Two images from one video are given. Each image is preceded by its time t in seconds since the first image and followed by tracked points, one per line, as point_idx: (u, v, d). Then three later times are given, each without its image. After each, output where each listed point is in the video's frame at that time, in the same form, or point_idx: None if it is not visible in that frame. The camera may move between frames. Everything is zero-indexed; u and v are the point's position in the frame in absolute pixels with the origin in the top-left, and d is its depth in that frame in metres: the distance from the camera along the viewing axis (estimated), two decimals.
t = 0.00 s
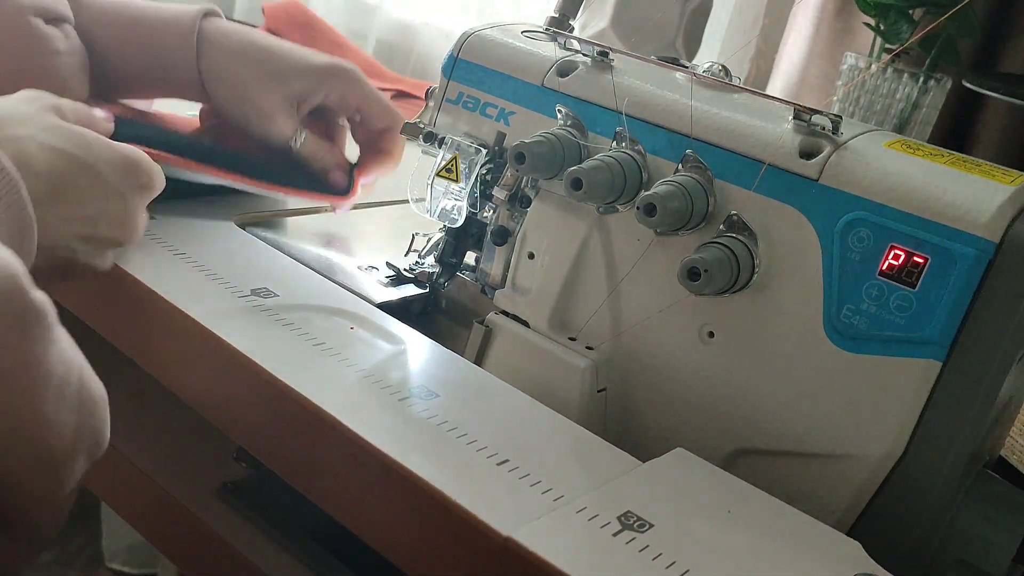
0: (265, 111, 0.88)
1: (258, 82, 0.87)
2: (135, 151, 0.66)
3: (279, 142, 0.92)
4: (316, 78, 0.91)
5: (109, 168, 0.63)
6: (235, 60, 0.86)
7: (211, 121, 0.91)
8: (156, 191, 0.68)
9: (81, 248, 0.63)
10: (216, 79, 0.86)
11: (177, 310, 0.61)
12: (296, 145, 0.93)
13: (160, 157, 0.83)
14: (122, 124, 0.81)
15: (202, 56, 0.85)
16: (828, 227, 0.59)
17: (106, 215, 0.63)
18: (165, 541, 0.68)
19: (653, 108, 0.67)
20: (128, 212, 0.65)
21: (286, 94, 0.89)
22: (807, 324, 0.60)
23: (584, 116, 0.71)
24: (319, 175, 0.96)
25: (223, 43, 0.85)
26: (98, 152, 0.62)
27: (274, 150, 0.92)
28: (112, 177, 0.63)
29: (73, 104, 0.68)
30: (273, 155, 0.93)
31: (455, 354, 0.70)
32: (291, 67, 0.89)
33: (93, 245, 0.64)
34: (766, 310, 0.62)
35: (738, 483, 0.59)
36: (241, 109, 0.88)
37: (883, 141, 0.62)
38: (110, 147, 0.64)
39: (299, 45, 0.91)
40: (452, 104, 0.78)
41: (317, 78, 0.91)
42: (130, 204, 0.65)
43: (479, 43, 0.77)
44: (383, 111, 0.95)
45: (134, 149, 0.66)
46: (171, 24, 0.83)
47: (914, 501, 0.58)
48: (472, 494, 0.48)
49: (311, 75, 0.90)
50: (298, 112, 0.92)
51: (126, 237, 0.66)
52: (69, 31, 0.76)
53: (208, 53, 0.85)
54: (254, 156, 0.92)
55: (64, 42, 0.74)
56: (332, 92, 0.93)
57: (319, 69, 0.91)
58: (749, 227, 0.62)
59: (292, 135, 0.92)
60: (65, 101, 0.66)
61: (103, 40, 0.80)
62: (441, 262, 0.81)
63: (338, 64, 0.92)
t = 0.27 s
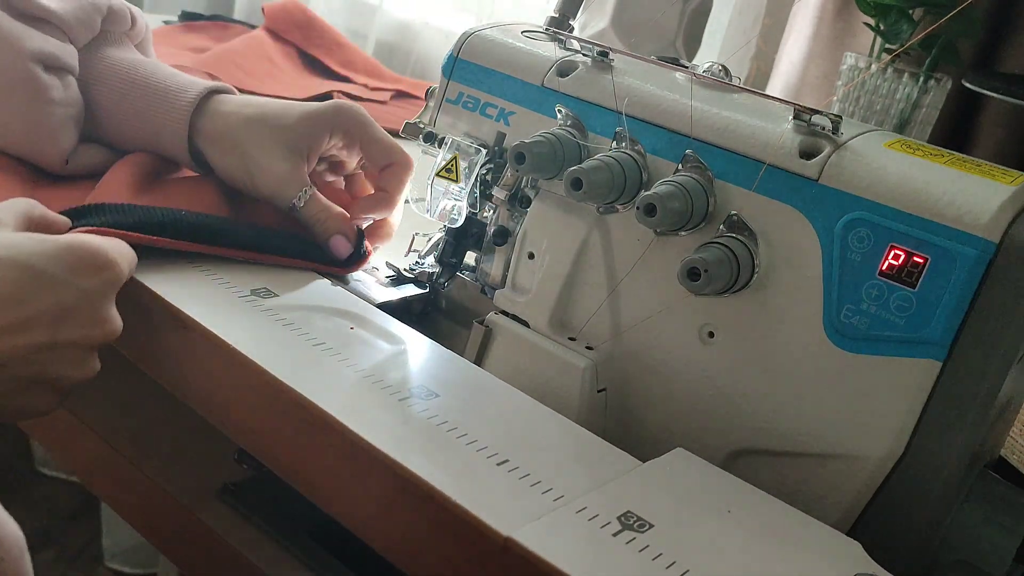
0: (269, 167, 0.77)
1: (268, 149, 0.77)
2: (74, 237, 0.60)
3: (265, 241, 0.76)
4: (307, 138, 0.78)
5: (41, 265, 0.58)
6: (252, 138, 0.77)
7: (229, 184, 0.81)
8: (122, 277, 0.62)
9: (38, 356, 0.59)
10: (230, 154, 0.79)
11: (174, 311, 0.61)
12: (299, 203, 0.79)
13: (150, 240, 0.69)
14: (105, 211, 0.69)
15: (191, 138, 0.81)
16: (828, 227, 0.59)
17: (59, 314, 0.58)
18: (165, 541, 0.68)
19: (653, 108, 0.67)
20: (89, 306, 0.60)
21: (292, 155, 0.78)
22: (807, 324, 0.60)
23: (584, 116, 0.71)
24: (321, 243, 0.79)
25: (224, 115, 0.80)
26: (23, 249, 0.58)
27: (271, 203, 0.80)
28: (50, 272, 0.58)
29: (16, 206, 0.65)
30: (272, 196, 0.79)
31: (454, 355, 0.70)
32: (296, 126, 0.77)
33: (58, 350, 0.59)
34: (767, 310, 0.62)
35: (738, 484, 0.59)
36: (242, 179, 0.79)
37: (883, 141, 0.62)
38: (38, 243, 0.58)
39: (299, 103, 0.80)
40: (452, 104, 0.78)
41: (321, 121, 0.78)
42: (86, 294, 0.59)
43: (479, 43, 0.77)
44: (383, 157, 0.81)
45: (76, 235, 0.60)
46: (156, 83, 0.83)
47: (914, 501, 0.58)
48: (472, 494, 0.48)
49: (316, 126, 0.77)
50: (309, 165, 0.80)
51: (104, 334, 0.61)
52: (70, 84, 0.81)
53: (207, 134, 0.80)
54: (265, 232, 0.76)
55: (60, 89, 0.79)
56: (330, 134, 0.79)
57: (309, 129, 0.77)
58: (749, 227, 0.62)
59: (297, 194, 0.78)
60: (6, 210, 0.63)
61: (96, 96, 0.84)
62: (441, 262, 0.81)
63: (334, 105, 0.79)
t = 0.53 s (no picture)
0: (232, 180, 0.76)
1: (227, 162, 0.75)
2: (68, 253, 0.58)
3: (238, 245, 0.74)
4: (260, 147, 0.75)
5: (38, 283, 0.55)
6: (206, 154, 0.75)
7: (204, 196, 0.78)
8: (120, 290, 0.60)
9: (35, 373, 0.57)
10: (193, 177, 0.77)
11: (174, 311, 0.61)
12: (279, 213, 0.78)
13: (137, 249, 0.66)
14: (98, 220, 0.68)
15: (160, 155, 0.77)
16: (828, 227, 0.59)
17: (57, 331, 0.56)
18: (165, 542, 0.68)
19: (653, 108, 0.67)
20: (87, 322, 0.58)
21: (250, 164, 0.76)
22: (807, 324, 0.60)
23: (584, 116, 0.71)
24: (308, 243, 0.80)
25: (189, 119, 0.76)
26: (20, 267, 0.55)
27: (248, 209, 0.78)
28: (48, 289, 0.56)
29: (7, 216, 0.61)
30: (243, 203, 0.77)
31: (454, 355, 0.70)
32: (248, 137, 0.74)
33: (56, 366, 0.58)
34: (767, 310, 0.62)
35: (738, 484, 0.59)
36: (215, 193, 0.77)
37: (883, 141, 0.63)
38: (34, 261, 0.56)
39: (246, 95, 0.76)
40: (452, 104, 0.78)
41: (269, 124, 0.74)
42: (85, 310, 0.58)
43: (479, 43, 0.77)
44: (334, 170, 0.76)
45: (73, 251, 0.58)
46: (124, 95, 0.78)
47: (913, 501, 0.58)
48: (472, 494, 0.48)
49: (264, 134, 0.74)
50: (272, 172, 0.78)
51: (103, 349, 0.60)
52: (36, 95, 0.76)
53: (170, 158, 0.77)
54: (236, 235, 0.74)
55: (28, 100, 0.74)
56: (281, 136, 0.75)
57: (258, 137, 0.74)
58: (749, 227, 0.62)
59: (272, 204, 0.78)
60: None
61: (65, 110, 0.79)
62: (441, 263, 0.81)
63: (276, 101, 0.74)
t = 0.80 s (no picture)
0: (207, 174, 0.73)
1: (207, 151, 0.73)
2: (74, 284, 0.56)
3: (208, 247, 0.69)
4: (247, 145, 0.73)
5: (50, 315, 0.54)
6: (189, 142, 0.73)
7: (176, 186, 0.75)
8: (126, 322, 0.59)
9: (45, 408, 0.55)
10: (170, 159, 0.74)
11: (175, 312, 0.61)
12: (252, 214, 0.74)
13: (129, 266, 0.64)
14: (94, 237, 0.65)
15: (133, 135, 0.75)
16: (828, 227, 0.59)
17: (67, 364, 0.55)
18: (166, 542, 0.68)
19: (653, 109, 0.67)
20: (96, 354, 0.57)
21: (233, 159, 0.74)
22: (807, 324, 0.60)
23: (584, 117, 0.71)
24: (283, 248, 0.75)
25: (174, 105, 0.74)
26: (32, 300, 0.53)
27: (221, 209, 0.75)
28: (60, 323, 0.54)
29: (7, 240, 0.58)
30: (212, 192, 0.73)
31: (454, 355, 0.70)
32: (237, 135, 0.73)
33: (66, 398, 0.57)
34: (767, 310, 0.62)
35: (738, 484, 0.59)
36: (189, 184, 0.74)
37: (883, 141, 0.63)
38: (44, 293, 0.54)
39: (243, 96, 0.76)
40: (452, 104, 0.78)
41: (263, 127, 0.73)
42: (95, 342, 0.57)
43: (479, 43, 0.77)
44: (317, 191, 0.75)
45: (78, 282, 0.57)
46: (100, 76, 0.76)
47: (913, 501, 0.58)
48: (472, 494, 0.49)
49: (256, 135, 0.73)
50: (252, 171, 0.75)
51: (112, 379, 0.59)
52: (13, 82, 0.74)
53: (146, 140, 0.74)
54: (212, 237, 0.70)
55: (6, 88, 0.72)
56: (274, 141, 0.74)
57: (249, 139, 0.73)
58: (749, 227, 0.62)
59: (246, 205, 0.74)
60: None
61: (44, 93, 0.78)
62: (441, 262, 0.81)
63: (279, 108, 0.73)
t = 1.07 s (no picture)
0: (237, 190, 0.70)
1: (234, 166, 0.70)
2: (116, 286, 0.56)
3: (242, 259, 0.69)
4: (275, 156, 0.71)
5: (87, 319, 0.54)
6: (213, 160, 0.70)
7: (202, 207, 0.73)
8: (169, 326, 0.58)
9: (87, 413, 0.55)
10: (192, 178, 0.71)
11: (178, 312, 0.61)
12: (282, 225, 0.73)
13: (166, 266, 0.64)
14: (129, 236, 0.66)
15: (143, 154, 0.72)
16: (827, 227, 0.59)
17: (107, 369, 0.55)
18: (165, 542, 0.68)
19: (653, 109, 0.67)
20: (136, 360, 0.56)
21: (259, 172, 0.72)
22: (806, 324, 0.60)
23: (585, 117, 0.71)
24: (313, 257, 0.74)
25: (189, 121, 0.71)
26: (69, 305, 0.53)
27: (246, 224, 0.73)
28: (98, 327, 0.54)
29: (50, 236, 0.59)
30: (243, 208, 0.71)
31: (454, 355, 0.70)
32: (263, 144, 0.70)
33: (108, 403, 0.56)
34: (767, 310, 0.62)
35: (738, 484, 0.59)
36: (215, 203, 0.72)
37: (883, 141, 0.63)
38: (84, 297, 0.54)
39: (262, 103, 0.73)
40: (453, 104, 0.78)
41: (292, 133, 0.71)
42: (135, 347, 0.56)
43: (479, 43, 0.77)
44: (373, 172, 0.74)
45: (119, 284, 0.56)
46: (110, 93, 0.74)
47: (913, 501, 0.58)
48: (473, 495, 0.49)
49: (286, 143, 0.71)
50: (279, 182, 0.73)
51: (157, 384, 0.58)
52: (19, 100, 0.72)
53: (159, 159, 0.71)
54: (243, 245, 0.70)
55: (10, 107, 0.70)
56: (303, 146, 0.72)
57: (276, 147, 0.71)
58: (749, 227, 0.62)
59: (278, 214, 0.72)
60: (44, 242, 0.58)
61: (51, 111, 0.75)
62: (442, 262, 0.81)
63: (300, 113, 0.71)
